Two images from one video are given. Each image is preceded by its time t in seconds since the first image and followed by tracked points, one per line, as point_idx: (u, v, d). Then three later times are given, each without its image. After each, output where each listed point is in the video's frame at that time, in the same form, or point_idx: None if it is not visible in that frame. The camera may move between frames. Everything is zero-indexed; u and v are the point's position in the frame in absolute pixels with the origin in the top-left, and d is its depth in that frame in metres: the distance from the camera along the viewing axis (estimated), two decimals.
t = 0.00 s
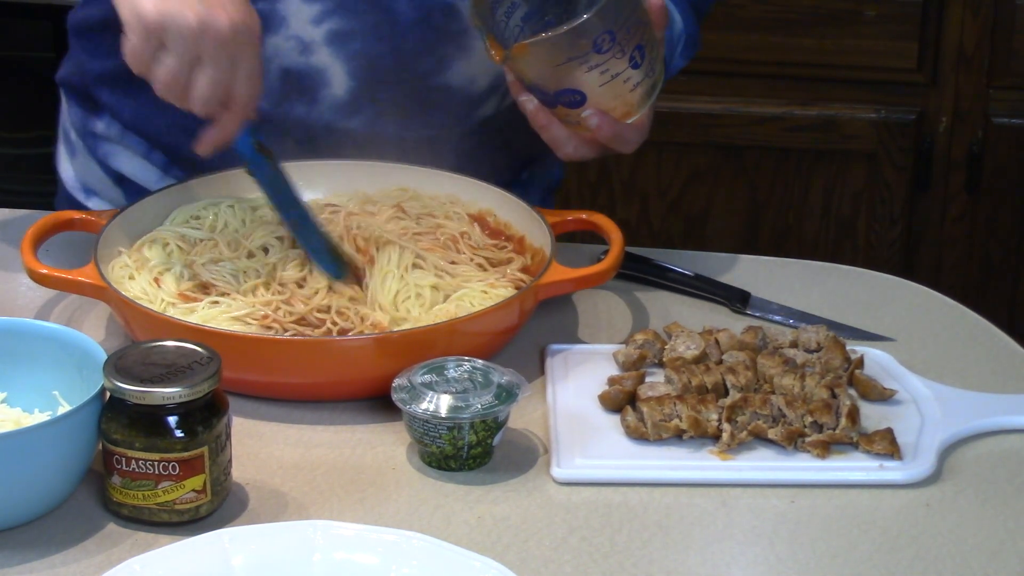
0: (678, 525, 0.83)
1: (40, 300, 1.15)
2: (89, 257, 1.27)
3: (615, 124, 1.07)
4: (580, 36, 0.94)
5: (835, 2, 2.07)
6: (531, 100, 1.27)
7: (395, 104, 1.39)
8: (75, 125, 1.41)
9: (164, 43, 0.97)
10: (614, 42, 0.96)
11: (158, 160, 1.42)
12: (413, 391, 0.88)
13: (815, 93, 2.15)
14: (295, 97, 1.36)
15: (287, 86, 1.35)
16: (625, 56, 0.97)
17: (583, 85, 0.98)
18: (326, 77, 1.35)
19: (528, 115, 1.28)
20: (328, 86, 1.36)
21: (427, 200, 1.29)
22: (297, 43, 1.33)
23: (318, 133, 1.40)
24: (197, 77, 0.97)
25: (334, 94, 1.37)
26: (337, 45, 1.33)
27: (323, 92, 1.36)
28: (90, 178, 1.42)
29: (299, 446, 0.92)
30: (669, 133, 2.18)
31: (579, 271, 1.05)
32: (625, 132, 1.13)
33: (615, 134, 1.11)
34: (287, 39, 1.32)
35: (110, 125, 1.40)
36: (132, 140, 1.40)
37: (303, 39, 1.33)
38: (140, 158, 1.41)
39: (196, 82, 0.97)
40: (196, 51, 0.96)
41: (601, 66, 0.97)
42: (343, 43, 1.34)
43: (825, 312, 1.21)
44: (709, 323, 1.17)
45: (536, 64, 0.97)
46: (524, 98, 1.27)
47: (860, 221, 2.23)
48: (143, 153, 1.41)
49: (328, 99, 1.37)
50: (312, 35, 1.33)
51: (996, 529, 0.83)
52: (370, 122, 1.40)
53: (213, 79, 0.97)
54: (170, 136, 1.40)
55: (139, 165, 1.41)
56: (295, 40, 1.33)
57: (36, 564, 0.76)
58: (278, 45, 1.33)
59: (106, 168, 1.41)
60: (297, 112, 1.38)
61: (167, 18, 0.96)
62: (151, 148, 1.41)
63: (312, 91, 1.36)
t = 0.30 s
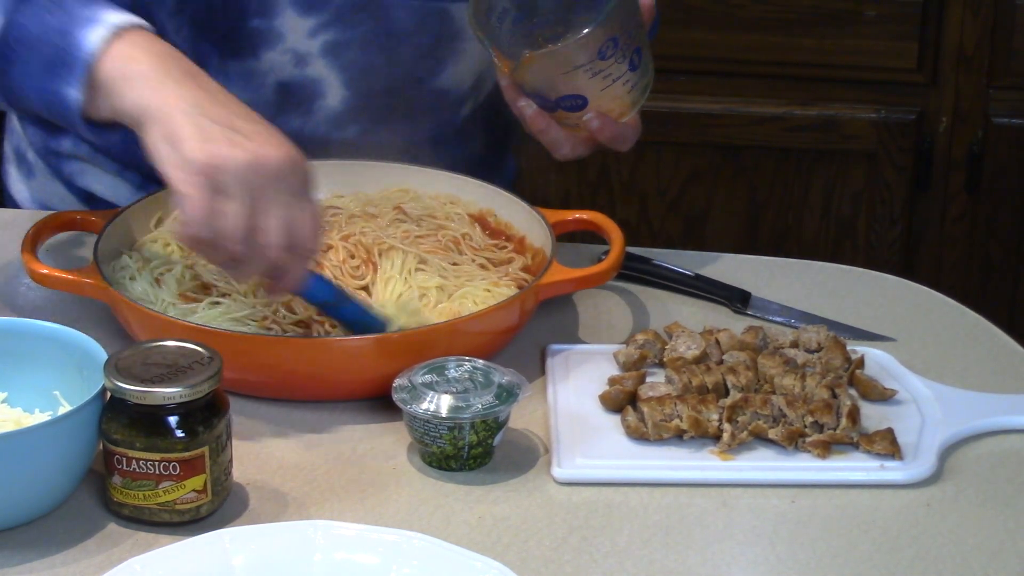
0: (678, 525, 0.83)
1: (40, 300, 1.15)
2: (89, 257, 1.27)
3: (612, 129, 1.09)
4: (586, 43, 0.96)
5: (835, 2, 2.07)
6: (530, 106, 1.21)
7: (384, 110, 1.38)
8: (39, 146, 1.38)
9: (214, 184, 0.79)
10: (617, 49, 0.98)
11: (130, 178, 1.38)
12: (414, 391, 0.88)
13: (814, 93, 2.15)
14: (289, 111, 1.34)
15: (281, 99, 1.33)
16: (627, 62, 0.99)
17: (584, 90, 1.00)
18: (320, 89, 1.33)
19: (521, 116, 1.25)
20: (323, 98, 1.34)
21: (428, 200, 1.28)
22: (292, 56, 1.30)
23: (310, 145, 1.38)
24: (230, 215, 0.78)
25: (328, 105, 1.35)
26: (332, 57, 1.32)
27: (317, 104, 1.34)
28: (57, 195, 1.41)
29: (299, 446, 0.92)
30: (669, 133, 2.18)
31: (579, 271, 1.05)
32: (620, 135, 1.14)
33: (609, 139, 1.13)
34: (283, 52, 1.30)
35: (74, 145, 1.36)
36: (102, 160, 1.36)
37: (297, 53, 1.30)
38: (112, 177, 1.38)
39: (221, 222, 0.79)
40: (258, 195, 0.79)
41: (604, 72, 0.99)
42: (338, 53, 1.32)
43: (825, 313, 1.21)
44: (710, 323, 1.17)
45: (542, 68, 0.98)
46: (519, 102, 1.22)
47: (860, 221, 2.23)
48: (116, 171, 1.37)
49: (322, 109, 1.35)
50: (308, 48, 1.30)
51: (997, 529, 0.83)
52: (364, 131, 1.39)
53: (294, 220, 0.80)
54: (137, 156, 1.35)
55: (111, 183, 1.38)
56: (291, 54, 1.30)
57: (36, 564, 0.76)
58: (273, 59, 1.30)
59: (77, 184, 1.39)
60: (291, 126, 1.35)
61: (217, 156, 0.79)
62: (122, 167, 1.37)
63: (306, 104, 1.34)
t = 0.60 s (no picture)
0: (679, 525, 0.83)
1: (39, 300, 1.15)
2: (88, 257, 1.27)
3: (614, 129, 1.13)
4: (595, 53, 0.99)
5: (835, 2, 2.07)
6: (536, 112, 1.21)
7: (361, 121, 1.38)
8: (6, 156, 1.39)
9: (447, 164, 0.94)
10: (623, 56, 1.01)
11: (101, 185, 1.39)
12: (414, 391, 0.88)
13: (814, 93, 2.15)
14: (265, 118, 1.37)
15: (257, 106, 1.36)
16: (631, 67, 1.03)
17: (593, 96, 1.03)
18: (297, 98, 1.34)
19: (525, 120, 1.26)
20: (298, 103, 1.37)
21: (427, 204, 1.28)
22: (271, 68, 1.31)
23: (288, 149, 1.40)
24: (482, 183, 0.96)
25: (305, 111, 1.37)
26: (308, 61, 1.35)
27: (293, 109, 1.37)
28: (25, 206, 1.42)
29: (299, 446, 0.92)
30: (670, 133, 2.18)
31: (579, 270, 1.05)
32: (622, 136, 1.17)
33: (613, 139, 1.17)
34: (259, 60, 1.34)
35: (44, 153, 1.38)
36: (73, 167, 1.39)
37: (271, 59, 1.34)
38: (83, 184, 1.40)
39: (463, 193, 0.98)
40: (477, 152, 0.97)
41: (611, 79, 1.02)
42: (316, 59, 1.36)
43: (825, 313, 1.21)
44: (710, 323, 1.17)
45: (552, 79, 1.01)
46: (525, 108, 1.22)
47: (860, 221, 2.23)
48: (87, 179, 1.39)
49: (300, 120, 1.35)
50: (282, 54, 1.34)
51: (997, 529, 0.83)
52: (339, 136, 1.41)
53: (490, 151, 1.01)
54: (111, 162, 1.37)
55: (79, 190, 1.39)
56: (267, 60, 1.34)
57: (36, 564, 0.76)
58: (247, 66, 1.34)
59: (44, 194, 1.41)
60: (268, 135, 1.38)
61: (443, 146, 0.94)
62: (93, 174, 1.39)
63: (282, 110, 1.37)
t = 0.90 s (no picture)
0: (679, 525, 0.83)
1: (39, 299, 1.15)
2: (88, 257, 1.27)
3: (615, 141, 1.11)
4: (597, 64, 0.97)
5: (835, 2, 2.07)
6: (536, 120, 1.22)
7: (363, 120, 1.41)
8: (7, 160, 1.42)
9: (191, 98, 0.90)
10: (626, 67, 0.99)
11: (104, 189, 1.44)
12: (414, 391, 0.88)
13: (814, 93, 2.15)
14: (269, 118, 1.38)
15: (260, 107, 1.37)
16: (633, 77, 1.01)
17: (594, 106, 1.02)
18: (298, 96, 1.37)
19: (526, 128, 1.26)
20: (301, 104, 1.38)
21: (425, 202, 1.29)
22: (272, 64, 1.35)
23: (290, 151, 1.42)
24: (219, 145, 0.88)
25: (306, 112, 1.38)
26: (311, 63, 1.36)
27: (297, 110, 1.38)
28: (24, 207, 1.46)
29: (299, 446, 0.92)
30: (670, 134, 2.17)
31: (578, 270, 1.05)
32: (624, 149, 1.17)
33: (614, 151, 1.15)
34: (263, 60, 1.35)
35: (46, 157, 1.42)
36: (77, 171, 1.42)
37: (276, 60, 1.35)
38: (86, 189, 1.44)
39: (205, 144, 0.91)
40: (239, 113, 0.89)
41: (612, 89, 1.00)
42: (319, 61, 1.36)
43: (825, 313, 1.21)
44: (710, 323, 1.17)
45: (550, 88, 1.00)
46: (525, 116, 1.24)
47: (860, 222, 2.23)
48: (90, 184, 1.43)
49: (302, 117, 1.39)
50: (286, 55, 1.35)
51: (997, 529, 0.83)
52: (343, 137, 1.42)
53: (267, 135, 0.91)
54: (113, 165, 1.42)
55: (82, 194, 1.44)
56: (271, 61, 1.35)
57: (35, 564, 0.76)
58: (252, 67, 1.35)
59: (44, 197, 1.44)
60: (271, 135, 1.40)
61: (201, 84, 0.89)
62: (95, 178, 1.43)
63: (285, 111, 1.38)
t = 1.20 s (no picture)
0: (678, 525, 0.83)
1: (40, 300, 1.15)
2: (88, 257, 1.27)
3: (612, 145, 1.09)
4: (590, 67, 0.95)
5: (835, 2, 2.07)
6: (531, 125, 1.22)
7: (375, 123, 1.39)
8: (33, 150, 1.39)
9: (203, 92, 1.01)
10: (620, 70, 0.98)
11: (121, 184, 1.39)
12: (414, 391, 0.88)
13: (814, 93, 2.15)
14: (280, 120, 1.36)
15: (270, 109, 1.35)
16: (628, 81, 0.99)
17: (589, 111, 1.00)
18: (312, 98, 1.35)
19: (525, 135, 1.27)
20: (314, 106, 1.36)
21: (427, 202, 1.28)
22: (283, 66, 1.32)
23: (302, 152, 1.40)
24: (197, 109, 1.01)
25: (319, 115, 1.37)
26: (323, 67, 1.33)
27: (309, 113, 1.36)
28: (47, 196, 1.43)
29: (299, 446, 0.92)
30: (670, 133, 2.18)
31: (579, 271, 1.05)
32: (621, 152, 1.14)
33: (609, 155, 1.13)
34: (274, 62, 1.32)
35: (66, 150, 1.37)
36: (94, 165, 1.37)
37: (287, 61, 1.32)
38: (104, 183, 1.38)
39: (218, 125, 1.03)
40: (241, 102, 1.03)
41: (606, 93, 0.98)
42: (331, 64, 1.34)
43: (825, 313, 1.21)
44: (710, 323, 1.17)
45: (543, 91, 0.98)
46: (522, 122, 1.23)
47: (860, 221, 2.23)
48: (107, 179, 1.38)
49: (315, 120, 1.37)
50: (298, 57, 1.32)
51: (997, 529, 0.83)
52: (357, 140, 1.40)
53: (272, 121, 1.06)
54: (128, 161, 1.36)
55: (100, 188, 1.39)
56: (283, 63, 1.32)
57: (36, 563, 0.76)
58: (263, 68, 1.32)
59: (66, 189, 1.40)
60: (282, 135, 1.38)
61: (214, 75, 1.01)
62: (113, 173, 1.38)
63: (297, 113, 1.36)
